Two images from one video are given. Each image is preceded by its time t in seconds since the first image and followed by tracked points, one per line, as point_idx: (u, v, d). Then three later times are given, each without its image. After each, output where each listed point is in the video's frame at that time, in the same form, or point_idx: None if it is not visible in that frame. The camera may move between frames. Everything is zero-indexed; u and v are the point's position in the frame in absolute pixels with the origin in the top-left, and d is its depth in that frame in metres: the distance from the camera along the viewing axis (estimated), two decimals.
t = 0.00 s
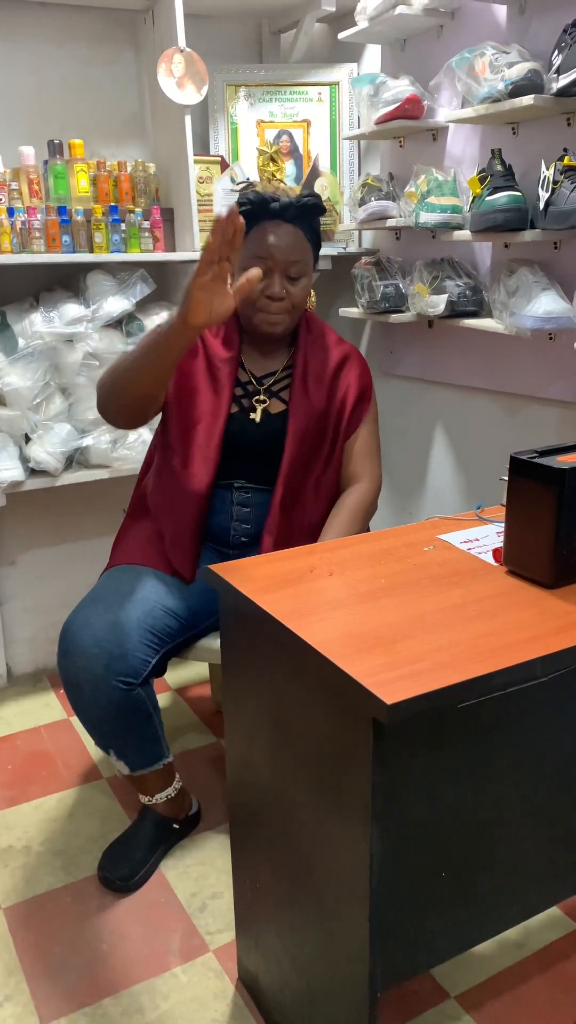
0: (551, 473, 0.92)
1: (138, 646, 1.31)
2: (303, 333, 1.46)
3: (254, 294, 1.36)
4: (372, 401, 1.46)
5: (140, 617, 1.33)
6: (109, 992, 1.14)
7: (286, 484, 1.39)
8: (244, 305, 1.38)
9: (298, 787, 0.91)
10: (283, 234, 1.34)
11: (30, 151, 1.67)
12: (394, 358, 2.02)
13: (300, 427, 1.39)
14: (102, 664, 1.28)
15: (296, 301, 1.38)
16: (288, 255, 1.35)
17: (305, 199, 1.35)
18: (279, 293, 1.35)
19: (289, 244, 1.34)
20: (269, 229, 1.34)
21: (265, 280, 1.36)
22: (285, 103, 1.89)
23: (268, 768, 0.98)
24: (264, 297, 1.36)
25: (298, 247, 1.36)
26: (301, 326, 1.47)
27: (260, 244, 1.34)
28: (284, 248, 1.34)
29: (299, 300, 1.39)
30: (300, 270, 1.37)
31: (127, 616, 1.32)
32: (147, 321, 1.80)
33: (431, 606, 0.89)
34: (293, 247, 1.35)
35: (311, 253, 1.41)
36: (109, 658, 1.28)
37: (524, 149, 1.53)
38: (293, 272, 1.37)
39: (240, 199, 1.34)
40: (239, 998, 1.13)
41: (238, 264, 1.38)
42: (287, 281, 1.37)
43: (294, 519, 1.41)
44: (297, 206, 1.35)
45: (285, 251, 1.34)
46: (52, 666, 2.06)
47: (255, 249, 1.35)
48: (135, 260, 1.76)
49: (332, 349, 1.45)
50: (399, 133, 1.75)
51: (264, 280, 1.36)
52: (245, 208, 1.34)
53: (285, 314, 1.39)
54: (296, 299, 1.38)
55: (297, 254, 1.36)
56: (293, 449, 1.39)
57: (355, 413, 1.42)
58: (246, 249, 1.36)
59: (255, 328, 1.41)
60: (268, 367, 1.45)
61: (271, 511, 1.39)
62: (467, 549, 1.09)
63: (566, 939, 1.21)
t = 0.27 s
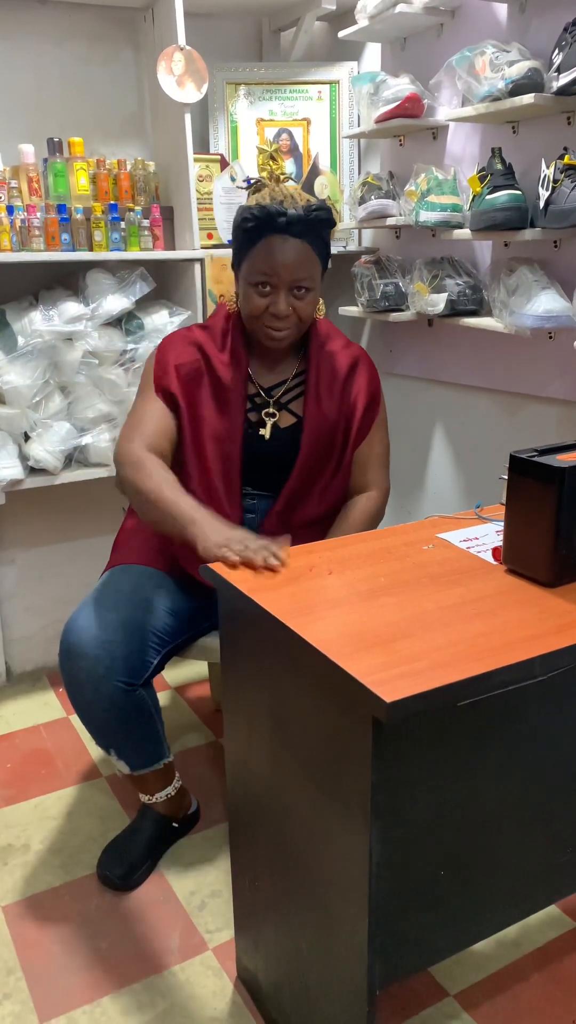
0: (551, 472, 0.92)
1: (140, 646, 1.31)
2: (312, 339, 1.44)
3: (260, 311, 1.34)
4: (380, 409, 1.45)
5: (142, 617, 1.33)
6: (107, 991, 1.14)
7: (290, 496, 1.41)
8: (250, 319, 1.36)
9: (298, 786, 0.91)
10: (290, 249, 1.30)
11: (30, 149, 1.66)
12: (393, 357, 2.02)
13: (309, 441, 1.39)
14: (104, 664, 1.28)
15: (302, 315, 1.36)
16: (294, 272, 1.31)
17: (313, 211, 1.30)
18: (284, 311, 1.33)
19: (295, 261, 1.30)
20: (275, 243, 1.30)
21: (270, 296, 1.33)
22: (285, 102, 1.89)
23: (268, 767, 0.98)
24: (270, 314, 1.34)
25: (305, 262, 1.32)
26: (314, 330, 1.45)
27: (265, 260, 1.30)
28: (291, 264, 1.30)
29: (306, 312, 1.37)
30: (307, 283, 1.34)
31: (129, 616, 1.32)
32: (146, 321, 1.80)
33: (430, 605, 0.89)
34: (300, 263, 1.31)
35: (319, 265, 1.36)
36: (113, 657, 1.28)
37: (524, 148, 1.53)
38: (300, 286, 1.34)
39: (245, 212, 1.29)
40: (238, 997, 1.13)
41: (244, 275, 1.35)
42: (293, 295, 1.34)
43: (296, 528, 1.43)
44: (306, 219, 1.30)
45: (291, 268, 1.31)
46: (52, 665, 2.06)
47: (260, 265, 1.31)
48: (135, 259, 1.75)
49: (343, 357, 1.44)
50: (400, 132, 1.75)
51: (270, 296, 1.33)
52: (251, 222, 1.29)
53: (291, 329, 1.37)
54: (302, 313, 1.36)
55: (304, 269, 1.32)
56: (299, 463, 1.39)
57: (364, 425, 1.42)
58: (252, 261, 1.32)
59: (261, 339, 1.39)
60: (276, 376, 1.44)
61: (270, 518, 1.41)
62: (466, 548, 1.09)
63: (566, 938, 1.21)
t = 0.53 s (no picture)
0: (550, 474, 0.92)
1: (139, 647, 1.31)
2: (311, 346, 1.44)
3: (255, 308, 1.35)
4: (380, 415, 1.46)
5: (141, 618, 1.33)
6: (106, 992, 1.14)
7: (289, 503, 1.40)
8: (246, 318, 1.37)
9: (296, 788, 0.91)
10: (284, 249, 1.31)
11: (30, 150, 1.66)
12: (393, 359, 2.02)
13: (309, 449, 1.38)
14: (103, 665, 1.28)
15: (298, 314, 1.37)
16: (289, 270, 1.32)
17: (306, 209, 1.31)
18: (279, 308, 1.34)
19: (289, 258, 1.32)
20: (268, 241, 1.31)
21: (265, 294, 1.34)
22: (285, 103, 1.89)
23: (266, 769, 0.98)
24: (266, 312, 1.34)
25: (299, 260, 1.33)
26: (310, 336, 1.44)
27: (260, 258, 1.31)
28: (286, 264, 1.32)
29: (301, 311, 1.37)
30: (302, 281, 1.35)
31: (129, 617, 1.32)
32: (146, 321, 1.80)
33: (429, 607, 0.89)
34: (294, 261, 1.32)
35: (314, 264, 1.37)
36: (111, 658, 1.28)
37: (524, 149, 1.53)
38: (295, 284, 1.34)
39: (238, 210, 1.31)
40: (236, 998, 1.13)
41: (239, 275, 1.36)
42: (288, 293, 1.35)
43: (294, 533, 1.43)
44: (300, 217, 1.31)
45: (286, 265, 1.32)
46: (50, 665, 2.06)
47: (254, 262, 1.32)
48: (135, 260, 1.75)
49: (342, 364, 1.43)
50: (400, 134, 1.75)
51: (265, 293, 1.34)
52: (244, 220, 1.30)
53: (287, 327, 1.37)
54: (298, 312, 1.37)
55: (299, 267, 1.33)
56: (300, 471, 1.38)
57: (364, 432, 1.42)
58: (247, 261, 1.33)
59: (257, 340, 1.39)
60: (273, 379, 1.45)
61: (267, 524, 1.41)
62: (465, 549, 1.09)
63: (564, 940, 1.21)
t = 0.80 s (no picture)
0: (547, 473, 0.92)
1: (138, 647, 1.31)
2: (291, 333, 1.47)
3: (238, 280, 1.38)
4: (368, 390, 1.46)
5: (141, 617, 1.33)
6: (104, 990, 1.14)
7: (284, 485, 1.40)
8: (230, 293, 1.40)
9: (295, 786, 0.91)
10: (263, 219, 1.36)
11: (28, 148, 1.66)
12: (391, 358, 2.02)
13: (296, 426, 1.39)
14: (103, 665, 1.28)
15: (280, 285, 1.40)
16: (269, 239, 1.37)
17: (283, 184, 1.37)
18: (262, 276, 1.37)
19: (268, 228, 1.36)
20: (248, 214, 1.36)
21: (248, 264, 1.37)
22: (284, 101, 1.89)
23: (264, 767, 0.98)
24: (249, 283, 1.37)
25: (278, 231, 1.38)
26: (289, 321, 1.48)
27: (240, 230, 1.36)
28: (263, 232, 1.36)
29: (283, 283, 1.41)
30: (282, 253, 1.39)
31: (129, 617, 1.32)
32: (144, 320, 1.80)
33: (427, 606, 0.90)
34: (273, 230, 1.37)
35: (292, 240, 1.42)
36: (111, 657, 1.29)
37: (523, 148, 1.53)
38: (276, 255, 1.38)
39: (217, 186, 1.37)
40: (234, 996, 1.13)
41: (221, 252, 1.40)
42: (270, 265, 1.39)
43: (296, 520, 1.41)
44: (276, 191, 1.37)
45: (266, 234, 1.36)
46: (48, 664, 2.06)
47: (235, 234, 1.37)
48: (133, 258, 1.75)
49: (323, 344, 1.46)
50: (398, 133, 1.75)
51: (247, 264, 1.37)
52: (225, 193, 1.35)
53: (271, 299, 1.40)
54: (280, 283, 1.40)
55: (278, 237, 1.38)
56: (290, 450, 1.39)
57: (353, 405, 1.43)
58: (227, 235, 1.38)
59: (242, 317, 1.41)
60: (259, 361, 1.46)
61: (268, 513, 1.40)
62: (463, 548, 1.09)
63: (561, 938, 1.21)
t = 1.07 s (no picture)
0: (547, 472, 0.93)
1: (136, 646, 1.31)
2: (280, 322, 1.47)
3: (232, 276, 1.39)
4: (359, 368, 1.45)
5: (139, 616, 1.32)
6: (103, 989, 1.14)
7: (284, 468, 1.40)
8: (223, 289, 1.41)
9: (294, 785, 0.91)
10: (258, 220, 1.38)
11: (28, 148, 1.67)
12: (391, 358, 2.03)
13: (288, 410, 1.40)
14: (101, 664, 1.28)
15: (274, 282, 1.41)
16: (263, 237, 1.38)
17: (275, 185, 1.39)
18: (256, 272, 1.38)
19: (262, 227, 1.38)
20: (242, 213, 1.38)
21: (242, 261, 1.38)
22: (284, 102, 1.89)
23: (264, 766, 0.98)
24: (243, 279, 1.38)
25: (272, 230, 1.39)
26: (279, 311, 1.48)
27: (235, 229, 1.37)
28: (256, 231, 1.37)
29: (276, 280, 1.42)
30: (275, 251, 1.40)
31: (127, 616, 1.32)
32: (145, 320, 1.80)
33: (427, 606, 0.90)
34: (267, 229, 1.38)
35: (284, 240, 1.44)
36: (109, 657, 1.28)
37: (523, 149, 1.53)
38: (269, 253, 1.40)
39: (213, 187, 1.38)
40: (234, 996, 1.13)
41: (215, 249, 1.41)
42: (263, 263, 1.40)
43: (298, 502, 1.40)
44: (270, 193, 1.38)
45: (260, 233, 1.37)
46: (48, 664, 2.06)
47: (230, 233, 1.38)
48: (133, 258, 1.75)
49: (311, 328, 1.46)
50: (398, 133, 1.75)
51: (241, 261, 1.38)
52: (219, 192, 1.36)
53: (263, 296, 1.41)
54: (274, 279, 1.41)
55: (271, 236, 1.39)
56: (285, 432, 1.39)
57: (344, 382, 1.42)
58: (221, 234, 1.39)
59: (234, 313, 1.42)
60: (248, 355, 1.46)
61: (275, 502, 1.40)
62: (463, 548, 1.09)
63: (560, 938, 1.21)
